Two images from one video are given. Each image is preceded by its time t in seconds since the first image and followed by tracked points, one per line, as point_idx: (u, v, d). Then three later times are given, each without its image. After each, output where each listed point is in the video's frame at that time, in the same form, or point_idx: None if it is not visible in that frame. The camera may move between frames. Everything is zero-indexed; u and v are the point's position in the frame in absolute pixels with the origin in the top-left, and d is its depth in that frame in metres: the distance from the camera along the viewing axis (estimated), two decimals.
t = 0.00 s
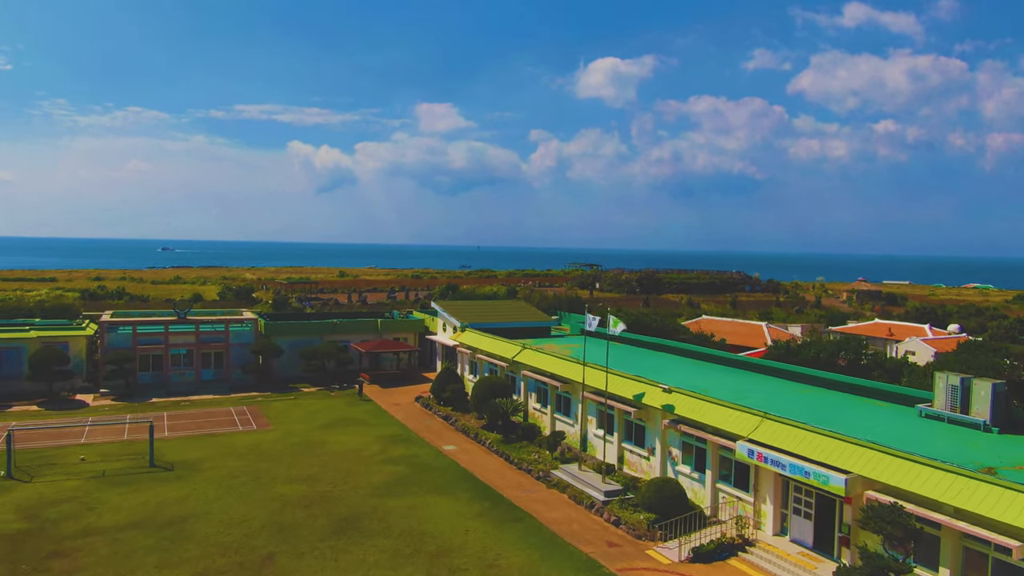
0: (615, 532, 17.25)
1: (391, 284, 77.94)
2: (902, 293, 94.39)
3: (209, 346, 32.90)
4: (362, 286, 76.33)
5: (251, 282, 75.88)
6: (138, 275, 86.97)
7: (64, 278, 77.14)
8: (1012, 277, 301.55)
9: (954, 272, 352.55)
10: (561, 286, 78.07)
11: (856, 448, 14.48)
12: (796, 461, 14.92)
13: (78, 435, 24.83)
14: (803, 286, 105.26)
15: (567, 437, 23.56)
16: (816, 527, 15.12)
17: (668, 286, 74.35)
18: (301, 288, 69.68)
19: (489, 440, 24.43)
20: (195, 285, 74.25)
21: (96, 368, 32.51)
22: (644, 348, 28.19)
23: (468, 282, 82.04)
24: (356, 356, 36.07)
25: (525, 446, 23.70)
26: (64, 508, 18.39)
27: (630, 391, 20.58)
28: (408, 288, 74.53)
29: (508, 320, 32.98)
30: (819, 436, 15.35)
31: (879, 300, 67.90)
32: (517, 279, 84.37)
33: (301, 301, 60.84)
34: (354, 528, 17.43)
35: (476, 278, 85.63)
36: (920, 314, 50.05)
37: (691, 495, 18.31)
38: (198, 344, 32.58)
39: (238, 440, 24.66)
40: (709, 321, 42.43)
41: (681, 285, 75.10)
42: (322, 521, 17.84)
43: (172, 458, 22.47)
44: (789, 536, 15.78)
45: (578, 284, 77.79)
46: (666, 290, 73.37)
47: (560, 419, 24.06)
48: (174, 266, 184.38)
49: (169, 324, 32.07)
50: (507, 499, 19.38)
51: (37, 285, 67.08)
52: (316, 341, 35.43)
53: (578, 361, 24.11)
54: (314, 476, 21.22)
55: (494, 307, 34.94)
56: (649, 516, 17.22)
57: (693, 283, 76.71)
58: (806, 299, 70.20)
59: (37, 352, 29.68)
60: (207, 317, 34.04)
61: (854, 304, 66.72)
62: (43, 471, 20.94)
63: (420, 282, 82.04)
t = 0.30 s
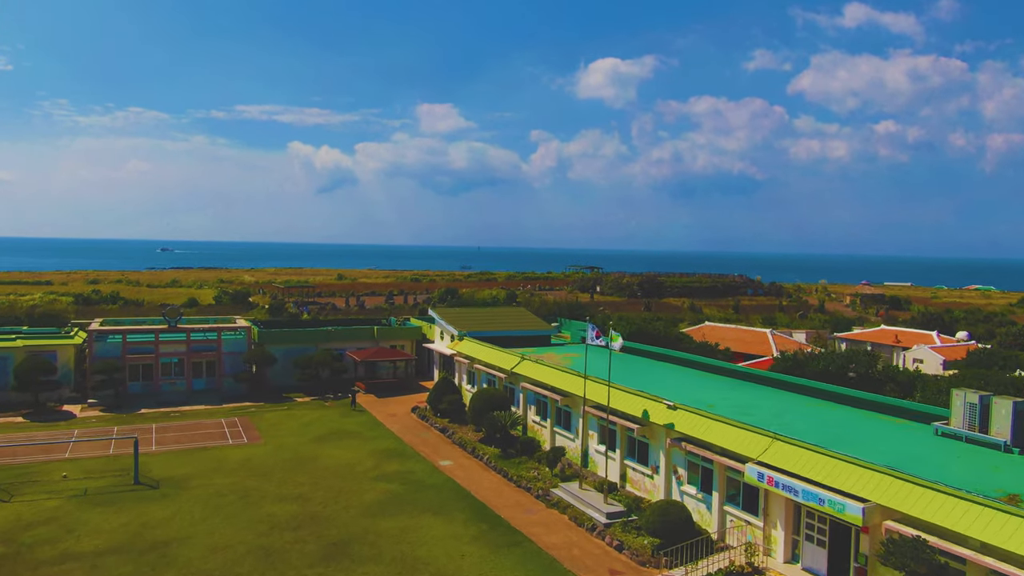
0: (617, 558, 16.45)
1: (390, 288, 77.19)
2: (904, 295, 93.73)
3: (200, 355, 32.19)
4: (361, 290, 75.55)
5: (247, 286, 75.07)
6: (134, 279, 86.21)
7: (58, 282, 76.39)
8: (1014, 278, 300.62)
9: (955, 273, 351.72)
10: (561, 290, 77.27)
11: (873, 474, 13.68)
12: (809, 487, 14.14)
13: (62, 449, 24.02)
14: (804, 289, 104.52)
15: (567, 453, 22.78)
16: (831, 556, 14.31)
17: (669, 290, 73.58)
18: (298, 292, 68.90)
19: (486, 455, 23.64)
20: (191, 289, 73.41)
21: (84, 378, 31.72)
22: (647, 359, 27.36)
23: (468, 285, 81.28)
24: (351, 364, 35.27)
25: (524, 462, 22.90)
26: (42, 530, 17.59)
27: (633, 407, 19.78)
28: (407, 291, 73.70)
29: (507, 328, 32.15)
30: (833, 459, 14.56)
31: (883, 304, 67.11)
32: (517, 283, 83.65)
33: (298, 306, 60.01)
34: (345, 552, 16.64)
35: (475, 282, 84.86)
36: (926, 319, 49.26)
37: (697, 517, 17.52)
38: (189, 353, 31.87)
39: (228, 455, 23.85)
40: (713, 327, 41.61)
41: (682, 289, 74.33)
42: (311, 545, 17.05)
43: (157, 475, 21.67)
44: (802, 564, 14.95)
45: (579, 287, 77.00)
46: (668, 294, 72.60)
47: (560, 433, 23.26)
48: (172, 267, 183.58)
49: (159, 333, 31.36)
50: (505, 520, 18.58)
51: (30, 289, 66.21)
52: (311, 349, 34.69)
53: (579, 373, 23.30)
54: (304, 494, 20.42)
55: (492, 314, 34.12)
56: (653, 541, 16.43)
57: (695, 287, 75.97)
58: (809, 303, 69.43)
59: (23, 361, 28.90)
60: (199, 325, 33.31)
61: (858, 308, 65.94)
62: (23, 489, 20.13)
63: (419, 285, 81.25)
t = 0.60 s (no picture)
0: None
1: (388, 291, 76.43)
2: (906, 297, 93.14)
3: (192, 364, 31.42)
4: (359, 293, 74.78)
5: (244, 289, 74.30)
6: (128, 281, 85.38)
7: (53, 285, 75.65)
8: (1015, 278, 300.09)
9: (956, 273, 350.98)
10: (562, 292, 76.51)
11: (892, 503, 12.91)
12: (824, 515, 13.38)
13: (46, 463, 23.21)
14: (806, 290, 103.87)
15: (568, 468, 22.02)
16: None
17: (671, 293, 72.83)
18: (296, 295, 68.13)
19: (484, 470, 22.89)
20: (187, 292, 72.62)
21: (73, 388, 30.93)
22: (650, 371, 26.60)
23: (467, 288, 80.51)
24: (347, 372, 34.49)
25: (524, 478, 22.15)
26: (20, 554, 16.83)
27: (637, 424, 19.00)
28: (406, 295, 72.89)
29: (506, 336, 31.37)
30: (848, 484, 13.79)
31: (887, 306, 66.48)
32: (517, 285, 82.90)
33: (294, 310, 59.20)
34: None
35: (475, 284, 84.10)
36: (932, 323, 48.54)
37: (704, 540, 16.77)
38: (181, 362, 31.05)
39: (218, 470, 23.08)
40: (716, 333, 40.84)
41: (684, 292, 73.59)
42: (300, 570, 16.29)
43: (143, 492, 20.89)
44: None
45: (580, 289, 76.24)
46: (669, 297, 71.87)
47: (561, 447, 22.50)
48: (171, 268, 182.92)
49: (150, 341, 30.57)
50: (503, 543, 17.81)
51: (22, 293, 65.31)
52: (306, 357, 33.91)
53: (580, 385, 22.52)
54: (295, 513, 19.65)
55: (491, 322, 33.32)
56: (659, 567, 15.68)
57: (697, 289, 75.25)
58: (812, 306, 68.72)
59: (8, 372, 28.10)
60: (191, 333, 32.53)
61: (862, 311, 65.24)
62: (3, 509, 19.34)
63: (418, 288, 80.48)
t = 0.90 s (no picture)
0: None
1: (387, 295, 75.64)
2: (909, 299, 92.28)
3: (183, 375, 30.67)
4: (357, 297, 73.97)
5: (241, 293, 73.43)
6: (123, 284, 84.41)
7: (47, 288, 74.69)
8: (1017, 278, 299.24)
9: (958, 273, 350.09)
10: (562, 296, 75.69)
11: (912, 537, 12.14)
12: (839, 549, 12.62)
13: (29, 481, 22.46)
14: (807, 292, 103.04)
15: (568, 487, 21.25)
16: None
17: (673, 297, 72.03)
18: (293, 300, 67.31)
19: (482, 488, 22.11)
20: (184, 296, 71.79)
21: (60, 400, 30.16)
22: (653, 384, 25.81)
23: (467, 291, 79.69)
24: (342, 382, 33.73)
25: (522, 497, 21.37)
26: None
27: (640, 443, 18.22)
28: (404, 298, 72.06)
29: (505, 345, 30.59)
30: (864, 516, 13.02)
31: (891, 310, 65.74)
32: (517, 289, 82.03)
33: (291, 315, 58.38)
34: None
35: (475, 287, 83.24)
36: (939, 328, 47.74)
37: (711, 568, 16.01)
38: (171, 373, 30.33)
39: (207, 488, 22.33)
40: (719, 341, 40.02)
41: (685, 295, 72.78)
42: None
43: (128, 513, 20.13)
44: None
45: (580, 292, 75.39)
46: (671, 300, 71.05)
47: (561, 465, 21.71)
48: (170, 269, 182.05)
49: (139, 352, 29.82)
50: (501, 569, 17.05)
51: (16, 297, 64.41)
52: (300, 367, 33.16)
53: (581, 401, 21.75)
54: (285, 536, 18.90)
55: (490, 330, 32.53)
56: None
57: (698, 292, 74.42)
58: (815, 309, 67.92)
59: None
60: (182, 342, 31.79)
61: (866, 314, 64.45)
62: None
63: (417, 292, 79.66)
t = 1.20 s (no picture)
0: None
1: (386, 298, 74.75)
2: (913, 301, 91.24)
3: (173, 387, 29.86)
4: (356, 300, 73.08)
5: (238, 297, 72.51)
6: (119, 287, 83.46)
7: (42, 292, 73.80)
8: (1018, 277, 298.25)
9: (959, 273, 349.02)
10: (562, 299, 74.76)
11: None
12: None
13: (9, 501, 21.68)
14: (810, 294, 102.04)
15: (568, 508, 20.42)
16: None
17: (675, 300, 71.09)
18: (291, 304, 66.44)
19: (478, 509, 21.27)
20: (180, 300, 70.89)
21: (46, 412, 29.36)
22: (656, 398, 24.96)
23: (467, 294, 78.78)
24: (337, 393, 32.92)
25: (521, 519, 20.55)
26: None
27: (644, 466, 17.38)
28: (403, 302, 71.19)
29: (503, 356, 29.72)
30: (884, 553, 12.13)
31: (896, 314, 64.76)
32: (518, 292, 81.07)
33: (288, 320, 57.49)
34: None
35: (475, 291, 82.30)
36: (947, 334, 46.80)
37: None
38: (161, 385, 29.52)
39: (193, 508, 21.53)
40: (723, 349, 39.12)
41: (688, 298, 71.85)
42: None
43: (110, 536, 19.33)
44: None
45: (581, 296, 74.49)
46: (673, 304, 70.12)
47: (561, 484, 20.87)
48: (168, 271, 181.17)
49: (127, 363, 29.01)
50: None
51: (9, 302, 63.53)
52: (294, 377, 32.34)
53: (582, 418, 20.89)
54: (271, 562, 18.09)
55: (489, 340, 31.66)
56: None
57: (700, 296, 73.48)
58: (820, 313, 66.96)
59: None
60: (173, 353, 30.98)
61: (871, 318, 63.47)
62: None
63: (417, 295, 78.77)
